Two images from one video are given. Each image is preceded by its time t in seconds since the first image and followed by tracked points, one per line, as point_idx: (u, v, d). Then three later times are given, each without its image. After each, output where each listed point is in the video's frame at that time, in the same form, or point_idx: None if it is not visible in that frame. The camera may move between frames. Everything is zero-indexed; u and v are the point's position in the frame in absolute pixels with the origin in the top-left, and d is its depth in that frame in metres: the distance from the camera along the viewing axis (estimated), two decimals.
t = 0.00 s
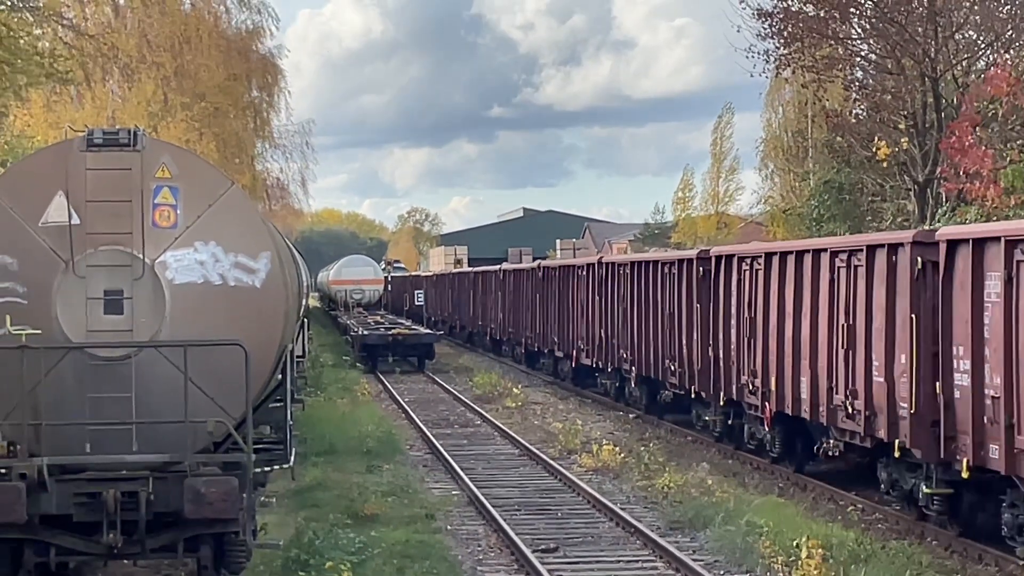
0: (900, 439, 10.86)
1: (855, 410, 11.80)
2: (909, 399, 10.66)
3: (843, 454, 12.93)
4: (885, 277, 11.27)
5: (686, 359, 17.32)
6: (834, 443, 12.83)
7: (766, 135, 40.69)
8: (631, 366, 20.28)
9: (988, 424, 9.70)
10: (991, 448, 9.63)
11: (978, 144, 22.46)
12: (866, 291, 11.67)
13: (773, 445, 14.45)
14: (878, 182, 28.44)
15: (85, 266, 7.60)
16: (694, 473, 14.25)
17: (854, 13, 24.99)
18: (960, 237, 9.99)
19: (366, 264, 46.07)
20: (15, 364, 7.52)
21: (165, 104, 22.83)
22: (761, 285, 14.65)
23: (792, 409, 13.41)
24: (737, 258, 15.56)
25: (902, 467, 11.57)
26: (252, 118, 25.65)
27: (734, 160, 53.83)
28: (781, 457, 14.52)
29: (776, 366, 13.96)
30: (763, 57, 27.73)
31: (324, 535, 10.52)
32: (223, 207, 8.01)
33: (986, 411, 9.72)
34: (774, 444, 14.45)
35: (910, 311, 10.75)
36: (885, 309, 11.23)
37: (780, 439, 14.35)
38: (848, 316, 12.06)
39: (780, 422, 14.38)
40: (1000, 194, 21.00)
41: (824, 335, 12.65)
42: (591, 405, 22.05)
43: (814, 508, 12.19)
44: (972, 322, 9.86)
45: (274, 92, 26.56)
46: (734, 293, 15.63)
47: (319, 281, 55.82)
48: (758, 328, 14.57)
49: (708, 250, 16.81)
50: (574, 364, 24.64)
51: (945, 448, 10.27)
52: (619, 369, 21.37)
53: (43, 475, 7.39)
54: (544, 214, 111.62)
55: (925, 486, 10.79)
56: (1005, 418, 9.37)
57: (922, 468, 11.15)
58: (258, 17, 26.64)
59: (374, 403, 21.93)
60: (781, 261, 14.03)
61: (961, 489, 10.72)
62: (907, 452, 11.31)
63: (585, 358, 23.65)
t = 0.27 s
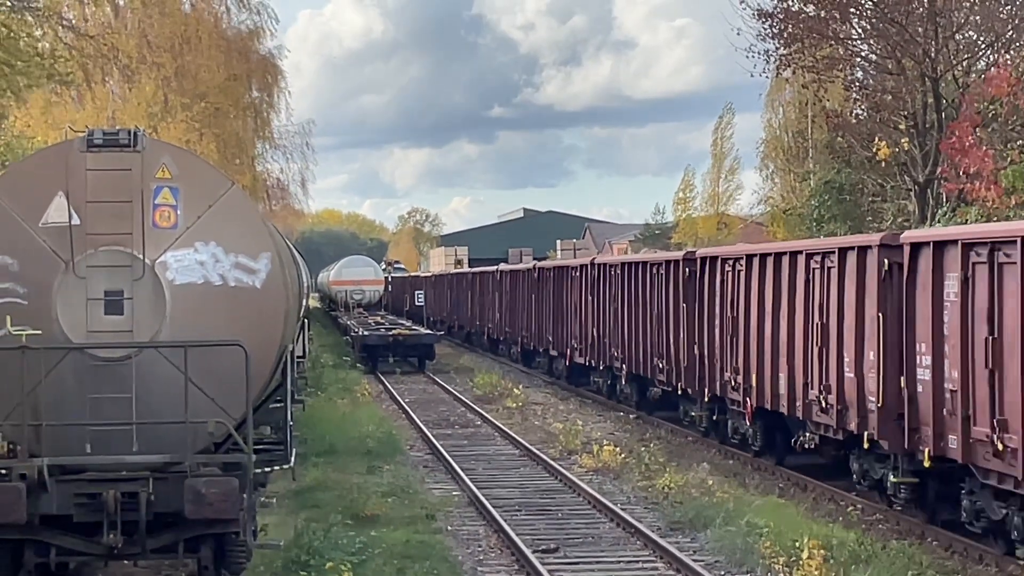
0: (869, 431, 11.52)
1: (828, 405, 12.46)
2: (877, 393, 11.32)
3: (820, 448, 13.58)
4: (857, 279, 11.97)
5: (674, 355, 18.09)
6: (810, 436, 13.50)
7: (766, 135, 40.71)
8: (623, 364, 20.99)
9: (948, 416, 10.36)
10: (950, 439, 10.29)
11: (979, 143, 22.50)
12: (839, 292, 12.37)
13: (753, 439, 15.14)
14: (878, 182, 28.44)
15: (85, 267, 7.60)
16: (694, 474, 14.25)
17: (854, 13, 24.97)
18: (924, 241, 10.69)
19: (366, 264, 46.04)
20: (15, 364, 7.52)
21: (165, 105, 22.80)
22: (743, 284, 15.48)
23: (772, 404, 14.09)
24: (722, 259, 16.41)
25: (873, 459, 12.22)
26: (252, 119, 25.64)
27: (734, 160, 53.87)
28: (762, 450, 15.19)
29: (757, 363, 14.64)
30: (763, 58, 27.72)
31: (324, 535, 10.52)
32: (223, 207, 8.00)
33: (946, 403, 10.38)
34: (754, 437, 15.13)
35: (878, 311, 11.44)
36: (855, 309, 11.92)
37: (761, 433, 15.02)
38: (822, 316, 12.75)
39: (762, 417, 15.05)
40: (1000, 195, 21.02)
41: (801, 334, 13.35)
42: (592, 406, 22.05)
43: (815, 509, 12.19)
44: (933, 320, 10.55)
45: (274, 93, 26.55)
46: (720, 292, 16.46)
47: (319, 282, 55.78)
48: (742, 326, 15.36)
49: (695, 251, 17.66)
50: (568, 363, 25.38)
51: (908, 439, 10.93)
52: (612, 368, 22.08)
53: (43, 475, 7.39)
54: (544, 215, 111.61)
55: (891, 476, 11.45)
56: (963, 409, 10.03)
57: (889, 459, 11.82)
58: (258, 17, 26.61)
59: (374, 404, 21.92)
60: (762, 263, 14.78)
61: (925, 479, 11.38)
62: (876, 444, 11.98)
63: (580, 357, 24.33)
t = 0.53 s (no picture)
0: (839, 422, 12.16)
1: (802, 398, 13.12)
2: (847, 386, 11.99)
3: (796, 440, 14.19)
4: (828, 278, 12.68)
5: (659, 353, 18.73)
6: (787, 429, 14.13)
7: (765, 135, 40.73)
8: (612, 361, 21.64)
9: (909, 407, 11.00)
10: (912, 429, 10.93)
11: (977, 142, 22.50)
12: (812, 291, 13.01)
13: (735, 433, 15.76)
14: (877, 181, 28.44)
15: (84, 266, 7.60)
16: (693, 473, 14.25)
17: (853, 12, 24.96)
18: (888, 242, 11.36)
19: (365, 264, 46.01)
20: (14, 363, 7.52)
21: (164, 104, 22.78)
22: (724, 285, 16.11)
23: (751, 398, 14.75)
24: (704, 260, 17.03)
25: (844, 449, 12.89)
26: (251, 118, 25.62)
27: (733, 159, 53.89)
28: (744, 443, 15.77)
29: (737, 359, 15.32)
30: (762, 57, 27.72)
31: (323, 535, 10.51)
32: (222, 206, 8.00)
33: (909, 396, 11.02)
34: (737, 431, 15.75)
35: (847, 309, 12.10)
36: (827, 307, 12.60)
37: (743, 427, 15.61)
38: (796, 314, 13.43)
39: (743, 411, 15.65)
40: (1000, 194, 21.05)
41: (778, 331, 14.00)
42: (591, 405, 22.06)
43: (814, 508, 12.19)
44: (898, 317, 11.21)
45: (273, 92, 26.54)
46: (702, 291, 17.11)
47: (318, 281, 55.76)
48: (722, 325, 15.99)
49: (679, 252, 18.25)
50: (560, 360, 26.05)
51: (875, 430, 11.56)
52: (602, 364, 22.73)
53: (42, 475, 7.38)
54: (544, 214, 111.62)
55: (862, 465, 12.17)
56: (923, 401, 10.69)
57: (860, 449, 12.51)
58: (256, 17, 26.58)
59: (373, 403, 21.92)
60: (742, 264, 15.40)
61: (893, 467, 12.09)
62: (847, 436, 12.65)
63: (571, 354, 24.99)
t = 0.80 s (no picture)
0: (812, 414, 12.88)
1: (778, 392, 13.87)
2: (820, 380, 12.71)
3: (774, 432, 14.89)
4: (802, 279, 13.45)
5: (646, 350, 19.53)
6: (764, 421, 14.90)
7: (763, 134, 40.74)
8: (602, 358, 22.47)
9: (876, 399, 11.71)
10: (878, 419, 11.62)
11: (974, 141, 22.36)
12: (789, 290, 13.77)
13: (719, 427, 16.49)
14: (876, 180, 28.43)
15: (83, 265, 7.60)
16: (692, 472, 14.25)
17: (852, 11, 24.97)
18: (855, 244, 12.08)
19: (364, 263, 46.00)
20: (13, 362, 7.52)
21: (163, 103, 22.77)
22: (707, 284, 16.91)
23: (733, 392, 15.55)
24: (688, 260, 17.85)
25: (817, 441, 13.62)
26: (249, 117, 25.62)
27: (731, 158, 53.90)
28: (726, 437, 16.50)
29: (719, 355, 16.13)
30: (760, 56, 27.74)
31: (322, 534, 10.51)
32: (221, 205, 7.99)
33: (876, 388, 11.72)
34: (720, 425, 16.47)
35: (819, 307, 12.86)
36: (801, 305, 13.37)
37: (724, 421, 16.36)
38: (774, 312, 14.23)
39: (724, 405, 16.41)
40: (998, 193, 21.06)
41: (757, 328, 14.76)
42: (590, 404, 22.06)
43: (812, 507, 12.19)
44: (864, 314, 11.93)
45: (271, 91, 26.54)
46: (686, 290, 17.92)
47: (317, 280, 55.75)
48: (705, 323, 16.77)
49: (666, 252, 19.01)
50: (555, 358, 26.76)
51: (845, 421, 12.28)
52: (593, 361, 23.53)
53: (40, 474, 7.38)
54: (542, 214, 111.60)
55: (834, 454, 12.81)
56: (887, 393, 11.38)
57: (832, 440, 13.12)
58: (254, 15, 26.57)
59: (372, 402, 21.93)
60: (725, 263, 16.20)
61: (863, 457, 12.64)
62: (820, 428, 13.37)
63: (564, 352, 25.80)
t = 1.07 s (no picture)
0: (787, 407, 13.46)
1: (756, 386, 14.54)
2: (793, 374, 13.29)
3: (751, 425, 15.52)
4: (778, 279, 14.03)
5: (634, 347, 20.06)
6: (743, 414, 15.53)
7: (760, 133, 40.77)
8: (591, 355, 23.08)
9: (843, 393, 12.28)
10: (845, 411, 12.19)
11: (973, 140, 22.43)
12: (765, 289, 14.42)
13: (700, 420, 17.18)
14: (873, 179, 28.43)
15: (80, 263, 7.61)
16: (689, 471, 14.26)
17: (849, 10, 25.00)
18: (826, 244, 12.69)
19: (361, 262, 45.99)
20: (10, 361, 7.53)
21: (160, 102, 22.75)
22: (693, 283, 17.46)
23: (715, 387, 16.15)
24: (675, 259, 18.39)
25: (793, 433, 14.25)
26: (247, 116, 25.62)
27: (727, 157, 53.94)
28: (708, 430, 17.19)
29: (702, 352, 16.75)
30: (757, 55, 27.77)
31: (319, 533, 10.50)
32: (219, 204, 7.98)
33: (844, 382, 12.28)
34: (702, 419, 17.18)
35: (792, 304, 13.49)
36: (776, 304, 14.04)
37: (706, 415, 17.05)
38: (754, 311, 14.81)
39: (706, 400, 17.09)
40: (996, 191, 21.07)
41: (736, 324, 15.44)
42: (586, 404, 22.07)
43: (809, 506, 12.20)
44: (834, 311, 12.52)
45: (268, 89, 26.53)
46: (672, 289, 18.47)
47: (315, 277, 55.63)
48: (691, 320, 17.33)
49: (651, 252, 19.63)
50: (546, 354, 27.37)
51: (816, 413, 12.86)
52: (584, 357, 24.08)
53: (38, 472, 7.39)
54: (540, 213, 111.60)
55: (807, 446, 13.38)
56: (852, 386, 11.95)
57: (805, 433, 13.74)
58: (251, 14, 26.57)
59: (369, 401, 21.93)
60: (708, 263, 16.88)
61: (835, 449, 13.19)
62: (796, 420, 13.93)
63: (555, 349, 26.35)
